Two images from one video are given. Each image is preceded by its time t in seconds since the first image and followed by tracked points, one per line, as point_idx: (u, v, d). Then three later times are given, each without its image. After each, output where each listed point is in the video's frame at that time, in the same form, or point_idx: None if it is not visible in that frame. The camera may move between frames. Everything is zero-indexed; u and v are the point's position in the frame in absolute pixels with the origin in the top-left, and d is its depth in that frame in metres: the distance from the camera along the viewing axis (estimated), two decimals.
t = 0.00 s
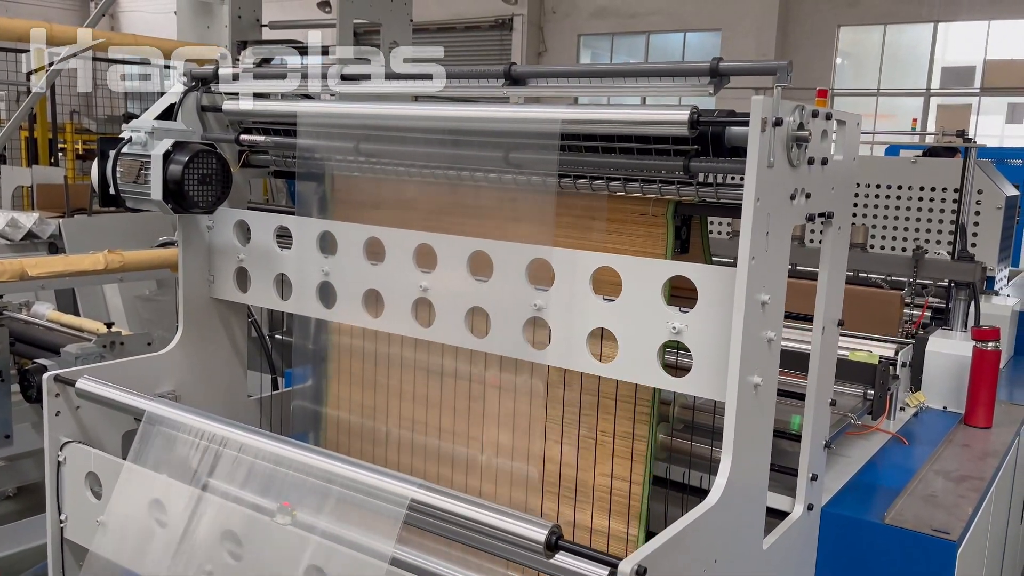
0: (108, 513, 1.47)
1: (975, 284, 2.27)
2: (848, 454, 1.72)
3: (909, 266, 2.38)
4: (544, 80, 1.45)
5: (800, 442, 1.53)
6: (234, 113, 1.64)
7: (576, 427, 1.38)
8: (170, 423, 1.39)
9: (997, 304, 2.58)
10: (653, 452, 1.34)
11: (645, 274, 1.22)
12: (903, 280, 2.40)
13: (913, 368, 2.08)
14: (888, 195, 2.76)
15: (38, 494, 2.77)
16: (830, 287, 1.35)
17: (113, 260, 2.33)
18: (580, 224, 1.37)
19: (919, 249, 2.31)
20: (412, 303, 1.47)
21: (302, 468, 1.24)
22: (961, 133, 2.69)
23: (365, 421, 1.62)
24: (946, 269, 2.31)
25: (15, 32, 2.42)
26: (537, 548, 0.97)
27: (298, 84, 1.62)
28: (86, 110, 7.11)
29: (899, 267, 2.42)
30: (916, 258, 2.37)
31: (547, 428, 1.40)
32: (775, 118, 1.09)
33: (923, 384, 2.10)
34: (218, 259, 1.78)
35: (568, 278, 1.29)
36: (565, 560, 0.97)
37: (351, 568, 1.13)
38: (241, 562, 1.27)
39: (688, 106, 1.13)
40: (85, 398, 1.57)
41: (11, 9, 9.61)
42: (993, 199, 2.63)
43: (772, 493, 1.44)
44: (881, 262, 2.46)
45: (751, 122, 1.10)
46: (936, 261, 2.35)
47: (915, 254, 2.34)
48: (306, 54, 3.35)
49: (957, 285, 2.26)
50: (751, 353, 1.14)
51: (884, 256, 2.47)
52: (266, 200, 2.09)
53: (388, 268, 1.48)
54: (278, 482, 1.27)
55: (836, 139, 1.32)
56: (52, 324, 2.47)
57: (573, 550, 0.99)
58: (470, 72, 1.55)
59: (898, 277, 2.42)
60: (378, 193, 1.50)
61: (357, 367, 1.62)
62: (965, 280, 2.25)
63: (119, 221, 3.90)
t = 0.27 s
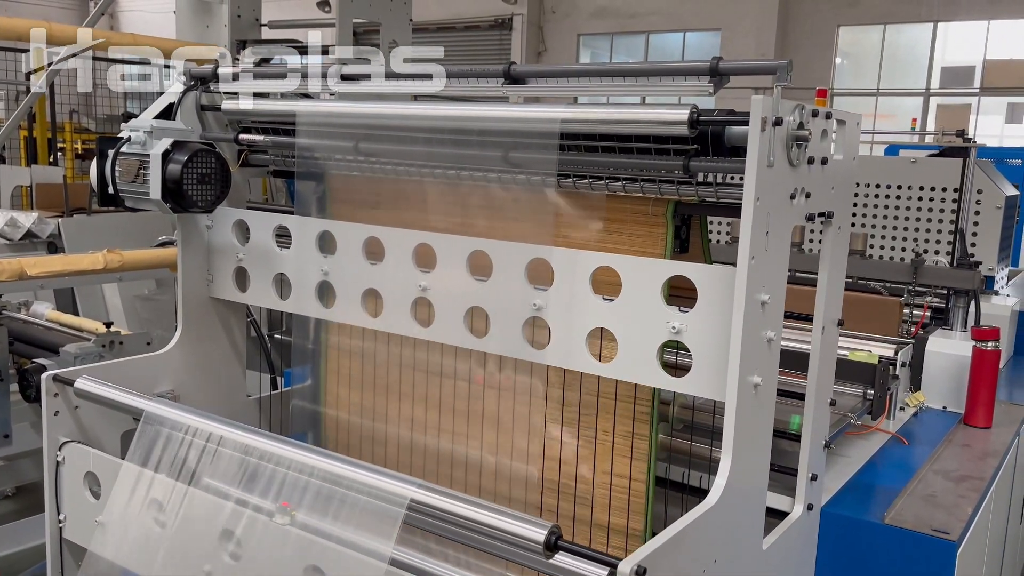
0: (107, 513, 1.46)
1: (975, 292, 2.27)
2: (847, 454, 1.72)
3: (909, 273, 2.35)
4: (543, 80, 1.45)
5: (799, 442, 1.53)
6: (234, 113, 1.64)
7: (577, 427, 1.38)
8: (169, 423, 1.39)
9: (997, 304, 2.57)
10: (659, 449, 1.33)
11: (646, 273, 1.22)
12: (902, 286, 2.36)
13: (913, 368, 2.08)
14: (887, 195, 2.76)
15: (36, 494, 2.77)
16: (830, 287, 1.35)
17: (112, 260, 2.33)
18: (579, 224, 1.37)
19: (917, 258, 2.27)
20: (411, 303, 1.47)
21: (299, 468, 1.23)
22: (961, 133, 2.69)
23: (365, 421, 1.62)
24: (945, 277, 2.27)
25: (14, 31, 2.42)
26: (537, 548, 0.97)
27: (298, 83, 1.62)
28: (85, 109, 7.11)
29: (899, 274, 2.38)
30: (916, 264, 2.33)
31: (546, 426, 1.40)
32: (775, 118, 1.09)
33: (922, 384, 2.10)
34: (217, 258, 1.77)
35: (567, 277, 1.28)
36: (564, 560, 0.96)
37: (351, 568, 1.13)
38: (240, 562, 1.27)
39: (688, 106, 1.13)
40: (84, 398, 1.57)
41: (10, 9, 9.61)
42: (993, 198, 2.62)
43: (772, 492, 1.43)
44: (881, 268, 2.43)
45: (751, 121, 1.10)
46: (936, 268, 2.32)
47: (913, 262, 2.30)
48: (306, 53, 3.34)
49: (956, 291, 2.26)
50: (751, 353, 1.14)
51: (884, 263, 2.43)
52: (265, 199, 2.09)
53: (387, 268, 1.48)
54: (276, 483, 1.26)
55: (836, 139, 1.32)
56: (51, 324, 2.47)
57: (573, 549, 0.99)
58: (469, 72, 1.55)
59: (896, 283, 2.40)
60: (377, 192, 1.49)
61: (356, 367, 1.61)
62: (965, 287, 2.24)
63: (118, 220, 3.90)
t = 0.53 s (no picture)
0: (107, 513, 1.46)
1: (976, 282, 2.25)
2: (848, 454, 1.71)
3: (909, 263, 2.38)
4: (543, 79, 1.45)
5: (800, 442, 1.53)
6: (235, 113, 1.64)
7: (576, 416, 1.39)
8: (170, 424, 1.39)
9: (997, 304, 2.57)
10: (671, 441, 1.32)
11: (646, 273, 1.21)
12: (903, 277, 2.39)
13: (913, 368, 2.08)
14: (888, 195, 2.76)
15: (36, 494, 2.76)
16: (831, 286, 1.35)
17: (111, 260, 2.33)
18: (579, 223, 1.37)
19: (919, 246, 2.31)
20: (410, 303, 1.47)
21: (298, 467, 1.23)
22: (961, 132, 2.69)
23: (365, 421, 1.62)
24: (947, 265, 2.30)
25: (14, 31, 2.41)
26: (538, 548, 0.97)
27: (298, 83, 1.62)
28: (85, 109, 7.11)
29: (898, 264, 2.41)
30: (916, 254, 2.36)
31: (547, 419, 1.41)
32: (776, 117, 1.09)
33: (923, 384, 2.10)
34: (217, 258, 1.77)
35: (568, 277, 1.28)
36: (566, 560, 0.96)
37: (350, 569, 1.12)
38: (240, 562, 1.27)
39: (689, 105, 1.13)
40: (83, 398, 1.57)
41: (10, 8, 9.61)
42: (993, 199, 2.63)
43: (772, 493, 1.43)
44: (880, 259, 2.45)
45: (751, 120, 1.09)
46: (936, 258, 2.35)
47: (915, 252, 2.34)
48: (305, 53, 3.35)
49: (958, 281, 2.24)
50: (751, 353, 1.13)
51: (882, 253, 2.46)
52: (265, 200, 2.09)
53: (387, 268, 1.48)
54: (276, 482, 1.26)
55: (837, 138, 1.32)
56: (52, 323, 2.48)
57: (573, 549, 0.99)
58: (470, 71, 1.55)
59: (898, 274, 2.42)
60: (377, 192, 1.49)
61: (354, 367, 1.62)
62: (966, 275, 2.25)
63: (118, 220, 3.89)
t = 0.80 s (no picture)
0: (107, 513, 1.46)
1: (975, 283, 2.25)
2: (848, 454, 1.71)
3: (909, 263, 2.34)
4: (543, 79, 1.45)
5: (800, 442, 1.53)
6: (235, 113, 1.64)
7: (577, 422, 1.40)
8: (170, 424, 1.39)
9: (997, 305, 2.57)
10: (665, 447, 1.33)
11: (646, 274, 1.21)
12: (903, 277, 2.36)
13: (913, 368, 2.08)
14: (888, 195, 2.76)
15: (36, 494, 2.76)
16: (832, 286, 1.35)
17: (111, 260, 2.32)
18: (579, 223, 1.37)
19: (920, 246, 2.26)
20: (410, 303, 1.47)
21: (299, 468, 1.23)
22: (961, 133, 2.69)
23: (364, 421, 1.62)
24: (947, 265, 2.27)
25: (14, 31, 2.41)
26: (538, 548, 0.97)
27: (298, 83, 1.62)
28: (85, 108, 7.11)
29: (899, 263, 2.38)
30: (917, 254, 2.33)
31: (547, 424, 1.41)
32: (777, 117, 1.09)
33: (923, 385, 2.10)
34: (217, 258, 1.77)
35: (568, 277, 1.28)
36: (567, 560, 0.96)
37: (350, 569, 1.12)
38: (241, 563, 1.27)
39: (689, 106, 1.13)
40: (83, 398, 1.57)
41: (9, 8, 9.61)
42: (993, 199, 2.63)
43: (773, 493, 1.43)
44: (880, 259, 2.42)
45: (752, 120, 1.09)
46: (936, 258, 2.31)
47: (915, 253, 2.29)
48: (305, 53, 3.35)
49: (958, 282, 2.25)
50: (752, 354, 1.13)
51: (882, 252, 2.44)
52: (265, 200, 2.09)
53: (388, 268, 1.48)
54: (275, 482, 1.26)
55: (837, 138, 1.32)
56: (52, 322, 2.48)
57: (574, 550, 0.99)
58: (470, 71, 1.54)
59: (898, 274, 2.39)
60: (377, 192, 1.49)
61: (353, 368, 1.62)
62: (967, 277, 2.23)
63: (118, 220, 3.89)
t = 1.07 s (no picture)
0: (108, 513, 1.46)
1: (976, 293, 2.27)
2: (848, 454, 1.72)
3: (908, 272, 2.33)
4: (543, 79, 1.45)
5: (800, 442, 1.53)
6: (235, 113, 1.64)
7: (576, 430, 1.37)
8: (169, 424, 1.39)
9: (997, 305, 2.57)
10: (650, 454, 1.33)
11: (646, 274, 1.22)
12: (903, 286, 2.35)
13: (913, 368, 2.08)
14: (888, 195, 2.76)
15: (36, 494, 2.76)
16: (831, 285, 1.35)
17: (111, 260, 2.32)
18: (579, 223, 1.37)
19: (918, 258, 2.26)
20: (410, 303, 1.47)
21: (299, 469, 1.23)
22: (961, 133, 2.69)
23: (364, 420, 1.62)
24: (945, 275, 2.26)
25: (14, 31, 2.41)
26: (538, 548, 0.97)
27: (298, 83, 1.62)
28: (85, 108, 7.11)
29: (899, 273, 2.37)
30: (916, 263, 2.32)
31: (547, 427, 1.40)
32: (777, 117, 1.09)
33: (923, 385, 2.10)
34: (217, 259, 1.77)
35: (568, 277, 1.28)
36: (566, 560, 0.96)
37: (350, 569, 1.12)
38: (241, 562, 1.27)
39: (689, 105, 1.13)
40: (83, 398, 1.57)
41: (9, 8, 9.61)
42: (993, 199, 2.63)
43: (773, 493, 1.43)
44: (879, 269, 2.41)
45: (752, 121, 1.09)
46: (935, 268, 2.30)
47: (914, 263, 2.29)
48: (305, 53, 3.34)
49: (957, 291, 2.26)
50: (752, 354, 1.13)
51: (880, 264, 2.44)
52: (265, 201, 2.09)
53: (388, 268, 1.48)
54: (275, 482, 1.26)
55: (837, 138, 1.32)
56: (53, 322, 2.48)
57: (574, 550, 0.99)
58: (470, 71, 1.55)
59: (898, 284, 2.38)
60: (377, 192, 1.49)
61: (352, 367, 1.62)
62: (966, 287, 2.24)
63: (118, 220, 3.89)
